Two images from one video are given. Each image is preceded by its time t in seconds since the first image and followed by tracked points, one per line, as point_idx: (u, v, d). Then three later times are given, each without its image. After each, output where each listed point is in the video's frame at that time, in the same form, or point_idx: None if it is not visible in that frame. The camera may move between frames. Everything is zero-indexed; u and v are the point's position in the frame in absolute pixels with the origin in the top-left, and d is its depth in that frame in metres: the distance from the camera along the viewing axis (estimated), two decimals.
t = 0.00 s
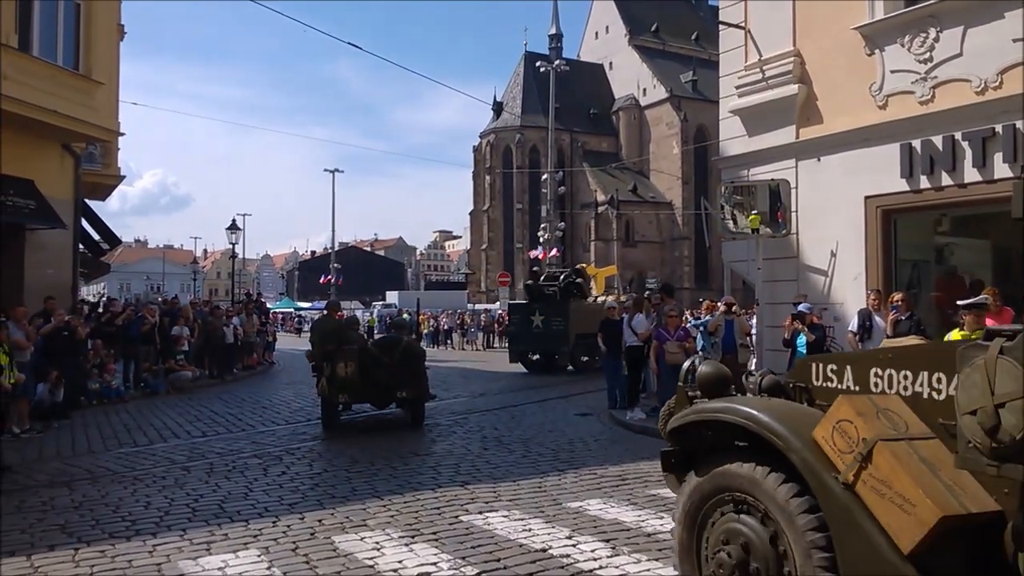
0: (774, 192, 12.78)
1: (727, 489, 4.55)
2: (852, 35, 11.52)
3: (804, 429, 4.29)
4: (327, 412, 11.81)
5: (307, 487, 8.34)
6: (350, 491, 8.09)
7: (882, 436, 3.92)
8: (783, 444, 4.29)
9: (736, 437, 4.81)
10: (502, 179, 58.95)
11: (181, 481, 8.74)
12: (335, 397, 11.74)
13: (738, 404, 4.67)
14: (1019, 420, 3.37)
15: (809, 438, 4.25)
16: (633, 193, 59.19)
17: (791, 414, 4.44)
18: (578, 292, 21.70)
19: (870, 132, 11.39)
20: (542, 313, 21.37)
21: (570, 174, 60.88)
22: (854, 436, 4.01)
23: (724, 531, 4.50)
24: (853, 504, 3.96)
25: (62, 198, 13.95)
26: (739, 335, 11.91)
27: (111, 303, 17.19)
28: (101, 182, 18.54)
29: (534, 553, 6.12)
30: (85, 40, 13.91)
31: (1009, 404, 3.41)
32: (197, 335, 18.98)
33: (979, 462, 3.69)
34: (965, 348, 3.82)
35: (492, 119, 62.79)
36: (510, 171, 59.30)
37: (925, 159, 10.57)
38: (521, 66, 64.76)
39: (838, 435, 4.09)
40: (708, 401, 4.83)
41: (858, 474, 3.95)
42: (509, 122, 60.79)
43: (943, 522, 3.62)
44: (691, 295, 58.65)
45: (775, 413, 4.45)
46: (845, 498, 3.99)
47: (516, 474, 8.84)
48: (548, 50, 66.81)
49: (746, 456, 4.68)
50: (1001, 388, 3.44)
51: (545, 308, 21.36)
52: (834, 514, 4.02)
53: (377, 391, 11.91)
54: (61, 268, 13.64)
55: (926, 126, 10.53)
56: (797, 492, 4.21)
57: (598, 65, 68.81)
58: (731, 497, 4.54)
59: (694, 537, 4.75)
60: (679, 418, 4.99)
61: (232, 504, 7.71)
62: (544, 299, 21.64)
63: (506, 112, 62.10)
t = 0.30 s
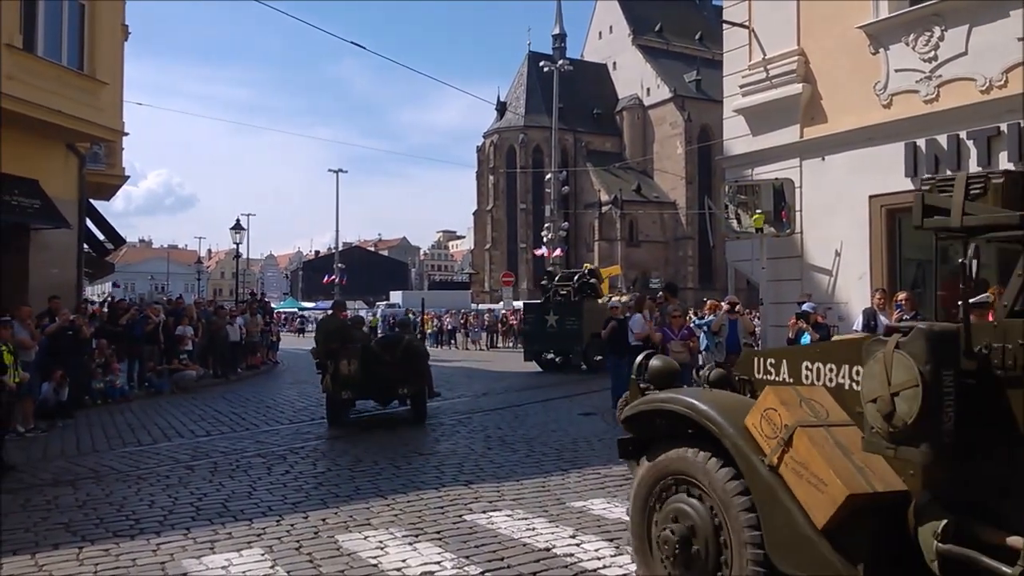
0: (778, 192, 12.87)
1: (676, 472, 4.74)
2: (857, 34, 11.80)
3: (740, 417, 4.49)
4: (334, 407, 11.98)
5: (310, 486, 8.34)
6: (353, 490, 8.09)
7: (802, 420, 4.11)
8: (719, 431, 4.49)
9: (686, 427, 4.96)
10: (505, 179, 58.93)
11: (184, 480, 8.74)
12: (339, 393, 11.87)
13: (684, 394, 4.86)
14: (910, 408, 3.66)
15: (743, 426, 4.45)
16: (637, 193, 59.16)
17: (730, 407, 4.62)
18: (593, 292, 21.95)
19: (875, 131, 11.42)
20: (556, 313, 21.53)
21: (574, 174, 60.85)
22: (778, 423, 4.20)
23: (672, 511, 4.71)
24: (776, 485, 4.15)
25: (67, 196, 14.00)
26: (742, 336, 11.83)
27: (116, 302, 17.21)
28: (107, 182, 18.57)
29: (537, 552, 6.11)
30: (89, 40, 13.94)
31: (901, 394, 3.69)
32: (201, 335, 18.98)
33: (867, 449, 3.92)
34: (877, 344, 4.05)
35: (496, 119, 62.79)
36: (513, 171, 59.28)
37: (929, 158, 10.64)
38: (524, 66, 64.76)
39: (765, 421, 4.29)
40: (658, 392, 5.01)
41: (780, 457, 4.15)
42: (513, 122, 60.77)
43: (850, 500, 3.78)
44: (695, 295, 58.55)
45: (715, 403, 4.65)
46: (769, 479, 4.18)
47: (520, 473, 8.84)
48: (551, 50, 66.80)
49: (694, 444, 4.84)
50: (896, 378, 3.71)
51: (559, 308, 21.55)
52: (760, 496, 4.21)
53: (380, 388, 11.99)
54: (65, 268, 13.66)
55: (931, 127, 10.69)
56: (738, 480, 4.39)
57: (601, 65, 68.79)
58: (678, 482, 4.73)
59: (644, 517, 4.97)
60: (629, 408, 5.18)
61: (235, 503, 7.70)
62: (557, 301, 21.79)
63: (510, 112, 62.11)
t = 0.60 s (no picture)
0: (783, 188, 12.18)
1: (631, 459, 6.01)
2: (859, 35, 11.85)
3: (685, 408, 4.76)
4: (338, 406, 12.01)
5: (314, 485, 8.34)
6: (357, 489, 8.10)
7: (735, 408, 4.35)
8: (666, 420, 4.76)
9: (646, 419, 6.19)
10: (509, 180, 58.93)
11: (188, 480, 8.75)
12: (342, 393, 11.90)
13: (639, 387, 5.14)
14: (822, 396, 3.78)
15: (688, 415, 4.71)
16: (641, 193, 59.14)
17: (675, 401, 5.93)
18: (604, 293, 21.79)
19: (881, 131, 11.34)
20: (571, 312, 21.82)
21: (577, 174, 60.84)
22: (716, 413, 5.41)
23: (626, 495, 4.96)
24: (713, 469, 5.35)
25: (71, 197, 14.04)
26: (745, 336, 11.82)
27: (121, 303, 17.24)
28: (111, 183, 18.63)
29: (540, 551, 6.11)
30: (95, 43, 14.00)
31: (815, 383, 4.74)
32: (206, 335, 19.02)
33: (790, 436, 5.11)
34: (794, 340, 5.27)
35: (499, 119, 62.80)
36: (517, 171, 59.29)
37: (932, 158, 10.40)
38: (528, 67, 64.79)
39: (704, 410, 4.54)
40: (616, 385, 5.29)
41: (717, 444, 5.35)
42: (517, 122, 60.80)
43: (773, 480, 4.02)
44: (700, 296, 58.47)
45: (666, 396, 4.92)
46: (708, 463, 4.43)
47: (524, 473, 8.85)
48: (555, 50, 66.73)
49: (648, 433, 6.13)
50: (812, 369, 4.75)
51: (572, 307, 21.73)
52: (700, 475, 5.43)
53: (382, 387, 12.05)
54: (69, 269, 13.70)
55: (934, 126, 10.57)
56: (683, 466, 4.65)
57: (605, 65, 68.74)
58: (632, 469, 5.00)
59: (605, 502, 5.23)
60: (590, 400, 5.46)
61: (239, 503, 7.71)
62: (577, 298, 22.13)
63: (513, 112, 62.12)
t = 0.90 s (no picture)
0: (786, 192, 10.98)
1: (588, 449, 5.30)
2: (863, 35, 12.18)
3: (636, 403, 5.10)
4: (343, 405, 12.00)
5: (318, 485, 8.35)
6: (361, 489, 8.10)
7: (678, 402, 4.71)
8: (619, 413, 5.10)
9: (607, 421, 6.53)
10: (513, 180, 58.93)
11: (193, 479, 8.76)
12: (348, 391, 11.88)
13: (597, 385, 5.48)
14: (748, 391, 4.15)
15: (638, 409, 5.05)
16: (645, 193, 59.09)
17: (632, 395, 5.23)
18: (621, 294, 21.69)
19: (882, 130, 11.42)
20: (584, 313, 21.92)
21: (581, 174, 60.82)
22: (662, 406, 4.80)
23: (584, 484, 5.25)
24: (658, 458, 4.70)
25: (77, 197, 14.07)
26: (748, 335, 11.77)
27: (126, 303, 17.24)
28: (116, 183, 18.68)
29: (544, 550, 6.12)
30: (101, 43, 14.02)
31: (742, 378, 4.20)
32: (210, 335, 19.05)
33: (728, 426, 4.55)
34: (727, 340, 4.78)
35: (503, 120, 62.81)
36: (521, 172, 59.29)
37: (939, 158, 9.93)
38: (532, 67, 64.81)
39: (652, 404, 4.89)
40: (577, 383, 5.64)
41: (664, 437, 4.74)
42: (520, 122, 60.83)
43: (710, 467, 4.36)
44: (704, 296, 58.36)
45: (621, 392, 5.27)
46: (652, 452, 4.74)
47: (528, 473, 8.85)
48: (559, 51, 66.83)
49: (608, 428, 5.40)
50: (741, 366, 4.22)
51: (587, 308, 21.93)
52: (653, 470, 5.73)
53: (387, 385, 12.05)
54: (74, 269, 13.73)
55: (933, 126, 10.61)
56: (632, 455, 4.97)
57: (609, 65, 68.89)
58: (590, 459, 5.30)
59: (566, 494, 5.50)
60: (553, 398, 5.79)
61: (243, 502, 7.72)
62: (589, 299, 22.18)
63: (517, 113, 62.14)
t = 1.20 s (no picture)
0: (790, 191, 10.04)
1: (554, 441, 5.54)
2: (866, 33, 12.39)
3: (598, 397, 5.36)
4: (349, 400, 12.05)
5: (322, 483, 8.37)
6: (364, 488, 8.13)
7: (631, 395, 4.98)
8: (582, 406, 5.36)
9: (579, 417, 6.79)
10: (517, 180, 58.89)
11: (197, 477, 8.78)
12: (353, 387, 11.94)
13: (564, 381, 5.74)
14: (688, 384, 4.45)
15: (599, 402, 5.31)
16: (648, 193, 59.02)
17: (596, 390, 5.49)
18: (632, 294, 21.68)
19: (886, 128, 11.89)
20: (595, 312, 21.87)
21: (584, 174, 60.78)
22: (618, 398, 5.06)
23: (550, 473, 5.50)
24: (614, 446, 4.96)
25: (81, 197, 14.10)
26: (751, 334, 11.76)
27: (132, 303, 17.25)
28: (121, 183, 18.71)
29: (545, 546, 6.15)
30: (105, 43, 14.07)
31: (684, 372, 4.50)
32: (214, 334, 19.08)
33: (675, 417, 4.82)
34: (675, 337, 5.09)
35: (507, 120, 62.79)
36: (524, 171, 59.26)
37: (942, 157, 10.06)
38: (535, 67, 64.81)
39: (609, 398, 5.16)
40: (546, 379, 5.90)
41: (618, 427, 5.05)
42: (524, 122, 60.82)
43: (657, 454, 4.62)
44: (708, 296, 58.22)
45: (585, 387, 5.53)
46: (609, 442, 5.01)
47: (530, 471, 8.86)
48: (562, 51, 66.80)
49: (574, 421, 5.65)
50: (682, 361, 4.52)
51: (601, 308, 21.90)
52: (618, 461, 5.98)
53: (391, 382, 12.08)
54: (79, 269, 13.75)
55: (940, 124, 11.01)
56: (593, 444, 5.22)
57: (612, 65, 68.85)
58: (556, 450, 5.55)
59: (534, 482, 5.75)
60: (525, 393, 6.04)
61: (247, 501, 7.74)
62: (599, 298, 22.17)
63: (521, 112, 62.12)
